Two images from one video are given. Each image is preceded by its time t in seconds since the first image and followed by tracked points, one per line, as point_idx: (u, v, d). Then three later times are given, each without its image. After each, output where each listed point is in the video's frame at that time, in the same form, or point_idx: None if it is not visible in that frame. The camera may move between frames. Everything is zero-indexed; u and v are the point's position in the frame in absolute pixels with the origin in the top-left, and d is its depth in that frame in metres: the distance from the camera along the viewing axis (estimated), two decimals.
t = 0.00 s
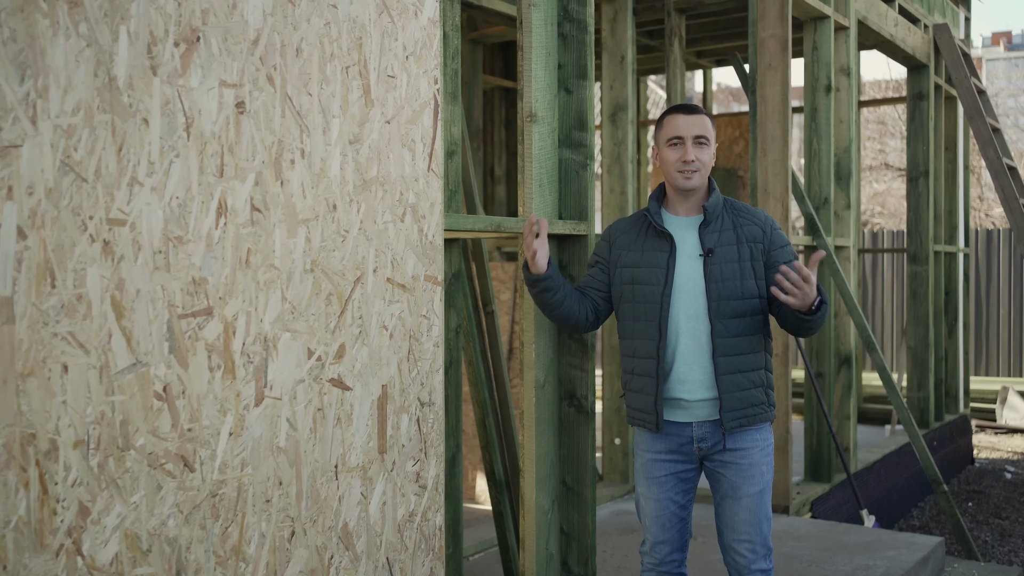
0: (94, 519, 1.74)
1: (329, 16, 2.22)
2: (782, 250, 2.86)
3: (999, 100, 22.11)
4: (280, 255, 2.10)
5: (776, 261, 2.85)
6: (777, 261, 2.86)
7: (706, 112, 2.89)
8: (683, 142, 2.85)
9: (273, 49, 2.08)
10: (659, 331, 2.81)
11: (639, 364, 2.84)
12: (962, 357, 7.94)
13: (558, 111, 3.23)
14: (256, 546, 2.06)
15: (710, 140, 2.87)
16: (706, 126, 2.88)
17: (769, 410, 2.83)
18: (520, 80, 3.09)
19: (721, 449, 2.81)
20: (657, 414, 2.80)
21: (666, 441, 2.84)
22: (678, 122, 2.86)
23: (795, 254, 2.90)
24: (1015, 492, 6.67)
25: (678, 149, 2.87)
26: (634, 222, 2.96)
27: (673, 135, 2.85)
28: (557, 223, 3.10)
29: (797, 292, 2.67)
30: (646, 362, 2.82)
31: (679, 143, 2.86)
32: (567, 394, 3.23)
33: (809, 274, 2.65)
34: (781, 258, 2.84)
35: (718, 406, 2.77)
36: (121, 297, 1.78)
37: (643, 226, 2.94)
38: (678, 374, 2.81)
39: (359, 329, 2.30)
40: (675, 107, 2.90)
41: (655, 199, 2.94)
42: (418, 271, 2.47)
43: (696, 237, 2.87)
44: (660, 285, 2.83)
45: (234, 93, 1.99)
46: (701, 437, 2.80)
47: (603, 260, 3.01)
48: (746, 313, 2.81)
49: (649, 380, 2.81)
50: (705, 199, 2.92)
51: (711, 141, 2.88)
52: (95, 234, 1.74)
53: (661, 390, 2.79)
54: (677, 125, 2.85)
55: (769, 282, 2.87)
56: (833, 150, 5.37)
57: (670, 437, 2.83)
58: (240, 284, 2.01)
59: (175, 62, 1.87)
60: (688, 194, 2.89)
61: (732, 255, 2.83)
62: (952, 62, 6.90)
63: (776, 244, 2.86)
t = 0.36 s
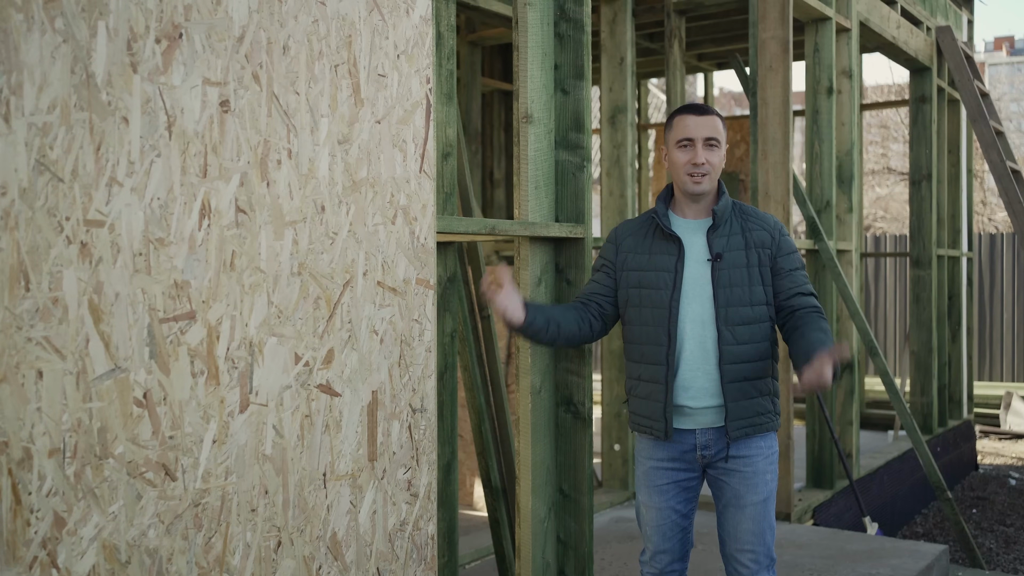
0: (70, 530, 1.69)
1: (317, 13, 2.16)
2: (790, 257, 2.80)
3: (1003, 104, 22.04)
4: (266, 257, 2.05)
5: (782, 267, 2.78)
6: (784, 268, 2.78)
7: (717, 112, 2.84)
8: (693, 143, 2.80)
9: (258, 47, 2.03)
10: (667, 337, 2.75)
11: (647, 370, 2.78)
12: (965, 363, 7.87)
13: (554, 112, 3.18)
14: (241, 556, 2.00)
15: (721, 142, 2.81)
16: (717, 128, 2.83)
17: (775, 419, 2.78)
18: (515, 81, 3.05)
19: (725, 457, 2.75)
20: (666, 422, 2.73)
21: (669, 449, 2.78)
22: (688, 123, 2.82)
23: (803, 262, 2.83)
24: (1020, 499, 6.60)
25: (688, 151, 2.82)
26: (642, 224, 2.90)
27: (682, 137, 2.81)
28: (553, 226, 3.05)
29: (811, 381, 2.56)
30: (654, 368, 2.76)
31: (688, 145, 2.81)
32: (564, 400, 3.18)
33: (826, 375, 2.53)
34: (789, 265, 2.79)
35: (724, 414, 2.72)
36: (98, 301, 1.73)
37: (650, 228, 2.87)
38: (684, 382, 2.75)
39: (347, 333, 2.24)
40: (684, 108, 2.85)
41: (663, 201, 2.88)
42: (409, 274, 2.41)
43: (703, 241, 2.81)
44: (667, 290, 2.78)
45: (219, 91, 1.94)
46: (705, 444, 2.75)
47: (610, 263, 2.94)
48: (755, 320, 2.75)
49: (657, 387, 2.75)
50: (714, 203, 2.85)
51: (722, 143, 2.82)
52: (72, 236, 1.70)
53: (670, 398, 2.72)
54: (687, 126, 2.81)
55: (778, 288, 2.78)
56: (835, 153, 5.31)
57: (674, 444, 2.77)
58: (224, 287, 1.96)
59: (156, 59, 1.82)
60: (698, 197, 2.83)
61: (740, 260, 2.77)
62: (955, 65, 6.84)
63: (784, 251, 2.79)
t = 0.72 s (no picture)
0: (50, 536, 1.63)
1: (310, 4, 2.11)
2: (800, 259, 2.74)
3: (1010, 105, 21.94)
4: (257, 255, 1.99)
5: (791, 270, 2.72)
6: (793, 271, 2.72)
7: (723, 104, 2.76)
8: (701, 137, 2.72)
9: (249, 39, 1.97)
10: (679, 340, 2.67)
11: (658, 374, 2.71)
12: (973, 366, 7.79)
13: (555, 109, 3.12)
14: (230, 563, 1.94)
15: (728, 134, 2.73)
16: (724, 119, 2.75)
17: (785, 423, 2.71)
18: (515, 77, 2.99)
19: (733, 463, 2.69)
20: (680, 427, 2.66)
21: (677, 454, 2.72)
22: (695, 116, 2.75)
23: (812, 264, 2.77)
24: None
25: (695, 145, 2.74)
26: (650, 222, 2.81)
27: (690, 130, 2.73)
28: (554, 224, 2.99)
29: (811, 456, 2.63)
30: (666, 372, 2.69)
31: (696, 139, 2.73)
32: (565, 402, 3.11)
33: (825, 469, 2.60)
34: (799, 268, 2.73)
35: (735, 419, 2.66)
36: (80, 299, 1.68)
37: (660, 226, 2.79)
38: (694, 387, 2.67)
39: (341, 333, 2.19)
40: (693, 100, 2.77)
41: (671, 199, 2.80)
42: (405, 273, 2.35)
43: (713, 241, 2.74)
44: (679, 292, 2.70)
45: (207, 84, 1.88)
46: (713, 449, 2.68)
47: (619, 264, 2.84)
48: (765, 324, 2.69)
49: (670, 392, 2.68)
50: (724, 200, 2.77)
51: (730, 135, 2.74)
52: (53, 232, 1.64)
53: (685, 402, 2.65)
54: (694, 119, 2.74)
55: (787, 291, 2.72)
56: (841, 153, 5.24)
57: (683, 449, 2.71)
58: (212, 285, 1.90)
59: (142, 50, 1.76)
60: (708, 193, 2.74)
61: (751, 262, 2.70)
62: (962, 64, 6.75)
63: (794, 254, 2.73)
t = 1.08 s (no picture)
0: (24, 546, 1.57)
1: None
2: (806, 259, 2.66)
3: (1013, 106, 21.86)
4: (243, 255, 1.93)
5: (796, 270, 2.65)
6: (797, 272, 2.65)
7: (724, 100, 2.69)
8: (701, 134, 2.66)
9: (235, 31, 1.91)
10: (681, 343, 2.61)
11: (661, 378, 2.63)
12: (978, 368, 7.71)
13: (554, 107, 3.06)
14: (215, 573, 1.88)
15: (730, 131, 2.67)
16: (725, 116, 2.68)
17: (791, 428, 2.64)
18: (512, 73, 2.94)
19: (736, 469, 2.62)
20: (682, 433, 2.59)
21: (679, 459, 2.64)
22: (694, 113, 2.68)
23: (818, 263, 2.69)
24: None
25: (696, 142, 2.68)
26: (651, 222, 2.74)
27: (690, 127, 2.67)
28: (553, 224, 2.93)
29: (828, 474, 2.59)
30: (669, 376, 2.62)
31: (696, 136, 2.67)
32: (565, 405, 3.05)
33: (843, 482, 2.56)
34: (805, 268, 2.65)
35: (739, 424, 2.59)
36: (57, 300, 1.62)
37: (661, 226, 2.71)
38: (697, 391, 2.60)
39: (332, 336, 2.12)
40: (692, 96, 2.71)
41: (672, 198, 2.73)
42: (398, 273, 2.29)
43: (716, 241, 2.66)
44: (681, 294, 2.62)
45: (191, 77, 1.82)
46: (716, 454, 2.61)
47: (620, 265, 2.77)
48: (769, 326, 2.61)
49: (672, 398, 2.61)
50: (727, 200, 2.70)
51: (732, 132, 2.68)
52: (28, 229, 1.59)
53: (687, 407, 2.59)
54: (694, 116, 2.67)
55: (792, 293, 2.65)
56: (845, 153, 5.17)
57: (686, 455, 2.64)
58: (196, 285, 1.84)
59: (123, 42, 1.70)
60: (709, 192, 2.67)
61: (754, 262, 2.63)
62: (967, 64, 6.69)
63: (799, 254, 2.65)
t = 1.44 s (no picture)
0: None
1: None
2: (799, 256, 2.58)
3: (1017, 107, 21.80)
4: (227, 255, 1.87)
5: (789, 267, 2.58)
6: (791, 268, 2.58)
7: (713, 97, 2.63)
8: (690, 131, 2.59)
9: (219, 25, 1.85)
10: (674, 345, 2.54)
11: (654, 381, 2.57)
12: (983, 372, 7.64)
13: (551, 105, 2.99)
14: None
15: (720, 127, 2.60)
16: (715, 113, 2.62)
17: (786, 431, 2.55)
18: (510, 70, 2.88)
19: (731, 474, 2.54)
20: (677, 435, 2.52)
21: (672, 464, 2.57)
22: (683, 110, 2.61)
23: (814, 260, 2.61)
24: None
25: (685, 139, 2.61)
26: (645, 223, 2.69)
27: (678, 124, 2.60)
28: (550, 225, 2.87)
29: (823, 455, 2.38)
30: (662, 378, 2.55)
31: (685, 133, 2.60)
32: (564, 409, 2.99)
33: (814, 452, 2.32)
34: (798, 265, 2.58)
35: (731, 426, 2.51)
36: (31, 302, 1.57)
37: (654, 227, 2.66)
38: (690, 394, 2.53)
39: (321, 338, 2.07)
40: (679, 94, 2.65)
41: (665, 198, 2.67)
42: (389, 275, 2.23)
43: (708, 240, 2.61)
44: (674, 294, 2.56)
45: (173, 72, 1.77)
46: (710, 459, 2.53)
47: (615, 267, 2.72)
48: (762, 325, 2.54)
49: (665, 401, 2.54)
50: (718, 197, 2.63)
51: (722, 128, 2.61)
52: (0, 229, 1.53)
53: (681, 410, 2.52)
54: (682, 113, 2.61)
55: (786, 290, 2.57)
56: (849, 153, 5.11)
57: (679, 459, 2.56)
58: (178, 287, 1.78)
59: (101, 35, 1.64)
60: (700, 190, 2.61)
61: (746, 260, 2.56)
62: (972, 63, 6.61)
63: (792, 250, 2.58)
